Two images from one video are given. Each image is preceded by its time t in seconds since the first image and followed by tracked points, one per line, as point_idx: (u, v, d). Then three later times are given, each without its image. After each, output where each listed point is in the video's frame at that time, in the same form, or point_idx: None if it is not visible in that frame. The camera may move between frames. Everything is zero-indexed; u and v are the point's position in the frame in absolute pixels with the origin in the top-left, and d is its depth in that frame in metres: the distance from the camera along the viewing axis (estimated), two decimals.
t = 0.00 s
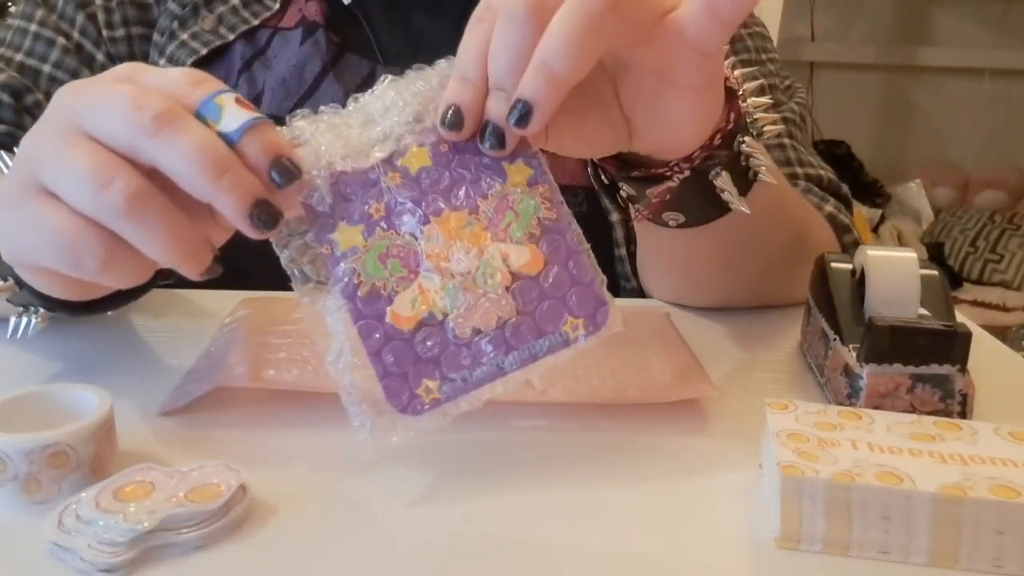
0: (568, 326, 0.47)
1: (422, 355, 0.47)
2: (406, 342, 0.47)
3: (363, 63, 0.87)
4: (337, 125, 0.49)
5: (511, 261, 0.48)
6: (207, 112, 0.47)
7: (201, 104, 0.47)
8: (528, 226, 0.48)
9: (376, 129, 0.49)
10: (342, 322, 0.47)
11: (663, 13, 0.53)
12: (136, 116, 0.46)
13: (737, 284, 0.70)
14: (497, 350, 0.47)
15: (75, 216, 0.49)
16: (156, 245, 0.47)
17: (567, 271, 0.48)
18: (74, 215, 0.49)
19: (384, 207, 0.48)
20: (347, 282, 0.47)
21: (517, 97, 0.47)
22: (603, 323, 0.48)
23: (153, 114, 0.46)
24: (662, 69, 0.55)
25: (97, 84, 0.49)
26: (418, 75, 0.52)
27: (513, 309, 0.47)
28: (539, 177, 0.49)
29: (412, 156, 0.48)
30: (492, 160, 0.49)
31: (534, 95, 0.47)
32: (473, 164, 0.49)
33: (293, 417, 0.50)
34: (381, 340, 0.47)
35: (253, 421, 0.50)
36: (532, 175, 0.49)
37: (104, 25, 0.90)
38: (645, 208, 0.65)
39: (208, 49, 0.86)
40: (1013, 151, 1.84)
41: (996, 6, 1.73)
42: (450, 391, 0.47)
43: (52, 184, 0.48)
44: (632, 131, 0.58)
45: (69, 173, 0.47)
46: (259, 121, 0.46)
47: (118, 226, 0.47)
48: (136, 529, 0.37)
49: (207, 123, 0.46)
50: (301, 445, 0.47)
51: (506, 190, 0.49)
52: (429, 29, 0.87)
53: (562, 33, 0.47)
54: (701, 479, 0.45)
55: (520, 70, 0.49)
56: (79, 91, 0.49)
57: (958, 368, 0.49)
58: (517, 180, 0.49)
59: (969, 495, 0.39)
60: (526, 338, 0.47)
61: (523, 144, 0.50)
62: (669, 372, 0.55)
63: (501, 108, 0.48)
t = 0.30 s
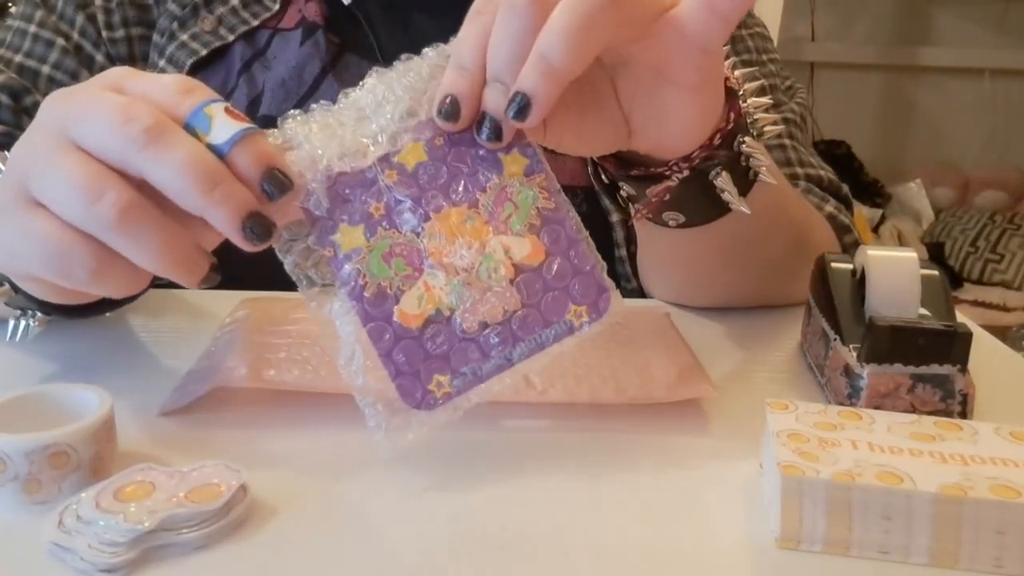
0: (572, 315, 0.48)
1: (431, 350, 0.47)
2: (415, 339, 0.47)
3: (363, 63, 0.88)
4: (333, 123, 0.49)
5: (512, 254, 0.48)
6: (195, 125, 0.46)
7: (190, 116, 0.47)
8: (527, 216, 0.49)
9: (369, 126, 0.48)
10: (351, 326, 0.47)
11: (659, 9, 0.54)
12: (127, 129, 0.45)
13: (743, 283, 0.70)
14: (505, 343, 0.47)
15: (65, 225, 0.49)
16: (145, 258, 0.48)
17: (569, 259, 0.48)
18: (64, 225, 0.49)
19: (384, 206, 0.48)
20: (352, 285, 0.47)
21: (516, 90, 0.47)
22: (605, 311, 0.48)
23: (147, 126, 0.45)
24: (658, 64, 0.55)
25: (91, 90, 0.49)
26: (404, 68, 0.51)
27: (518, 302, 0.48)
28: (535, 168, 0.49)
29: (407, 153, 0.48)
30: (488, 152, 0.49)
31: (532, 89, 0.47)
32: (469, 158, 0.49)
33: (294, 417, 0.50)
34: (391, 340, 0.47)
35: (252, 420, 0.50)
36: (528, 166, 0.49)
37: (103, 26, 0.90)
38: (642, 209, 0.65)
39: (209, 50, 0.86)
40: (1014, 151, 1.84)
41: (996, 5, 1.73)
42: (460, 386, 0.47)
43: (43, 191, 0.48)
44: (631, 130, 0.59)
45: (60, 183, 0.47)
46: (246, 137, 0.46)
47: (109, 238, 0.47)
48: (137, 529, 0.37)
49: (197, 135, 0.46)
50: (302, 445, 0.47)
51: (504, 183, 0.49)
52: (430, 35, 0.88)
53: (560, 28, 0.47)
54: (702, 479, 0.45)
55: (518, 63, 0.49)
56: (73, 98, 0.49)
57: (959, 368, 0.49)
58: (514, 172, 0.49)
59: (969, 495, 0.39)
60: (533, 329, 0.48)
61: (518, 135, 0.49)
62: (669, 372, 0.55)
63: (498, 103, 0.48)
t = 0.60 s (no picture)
0: (547, 271, 0.48)
1: (420, 311, 0.48)
2: (403, 303, 0.48)
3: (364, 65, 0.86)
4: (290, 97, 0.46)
5: (487, 219, 0.48)
6: (207, 109, 0.44)
7: (201, 100, 0.44)
8: (500, 181, 0.48)
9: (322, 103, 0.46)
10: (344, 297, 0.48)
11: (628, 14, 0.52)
12: (159, 161, 0.45)
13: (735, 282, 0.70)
14: (489, 300, 0.48)
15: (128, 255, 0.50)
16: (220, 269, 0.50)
17: (544, 214, 0.48)
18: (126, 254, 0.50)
19: (359, 186, 0.47)
20: (339, 262, 0.48)
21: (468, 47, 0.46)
22: (583, 255, 0.48)
23: (171, 147, 0.45)
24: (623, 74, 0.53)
25: (99, 109, 0.47)
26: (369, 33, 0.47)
27: (497, 264, 0.48)
28: (505, 129, 0.48)
29: (375, 130, 0.46)
30: (463, 120, 0.47)
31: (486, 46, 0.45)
32: (441, 125, 0.47)
33: (294, 417, 0.50)
34: (382, 310, 0.48)
35: (253, 420, 0.50)
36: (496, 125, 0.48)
37: (101, 28, 0.89)
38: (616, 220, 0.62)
39: (208, 54, 0.86)
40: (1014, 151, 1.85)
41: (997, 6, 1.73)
42: (448, 340, 0.48)
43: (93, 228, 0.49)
44: (605, 132, 0.58)
45: (112, 221, 0.48)
46: (258, 99, 0.42)
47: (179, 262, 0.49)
48: (137, 530, 0.37)
49: (214, 119, 0.44)
50: (302, 445, 0.47)
51: (473, 148, 0.47)
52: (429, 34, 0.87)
53: None
54: (702, 479, 0.45)
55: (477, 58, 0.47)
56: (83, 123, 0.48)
57: (959, 368, 0.49)
58: (484, 135, 0.48)
59: (970, 494, 0.39)
60: (514, 284, 0.48)
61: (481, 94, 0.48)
62: (669, 372, 0.55)
63: (445, 58, 0.46)
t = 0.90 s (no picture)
0: (504, 272, 0.51)
1: (379, 296, 0.51)
2: (363, 289, 0.51)
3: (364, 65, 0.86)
4: (264, 94, 0.47)
5: (452, 223, 0.50)
6: (187, 148, 0.46)
7: (178, 139, 0.46)
8: (468, 193, 0.49)
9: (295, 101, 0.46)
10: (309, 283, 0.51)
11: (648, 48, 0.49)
12: (145, 195, 0.47)
13: (730, 283, 0.70)
14: (444, 293, 0.51)
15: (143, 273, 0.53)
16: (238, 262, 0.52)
17: (504, 221, 0.50)
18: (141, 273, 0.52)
19: (330, 179, 0.48)
20: (304, 250, 0.50)
21: (484, 96, 0.44)
22: (541, 260, 0.51)
23: (152, 178, 0.47)
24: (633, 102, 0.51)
25: (67, 152, 0.49)
26: (352, 36, 0.45)
27: (456, 262, 0.50)
28: (480, 142, 0.48)
29: (349, 131, 0.47)
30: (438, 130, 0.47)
31: (502, 100, 0.43)
32: (417, 132, 0.47)
33: (294, 417, 0.50)
34: (343, 297, 0.50)
35: (253, 420, 0.50)
36: (473, 140, 0.48)
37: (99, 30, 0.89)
38: (615, 223, 0.61)
39: (208, 54, 0.86)
40: (1013, 150, 1.85)
41: (998, 6, 1.73)
42: (403, 321, 0.51)
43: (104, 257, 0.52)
44: (605, 141, 0.56)
45: (121, 250, 0.50)
46: (243, 136, 0.45)
47: (195, 267, 0.51)
48: (138, 530, 0.37)
49: (195, 156, 0.46)
50: (302, 445, 0.47)
51: (448, 158, 0.48)
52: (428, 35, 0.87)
53: (543, 44, 0.44)
54: (702, 478, 0.45)
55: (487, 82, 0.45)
56: (61, 166, 0.50)
57: (959, 368, 0.49)
58: (459, 147, 0.48)
59: (971, 495, 0.39)
60: (471, 282, 0.51)
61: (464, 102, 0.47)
62: (669, 372, 0.55)
63: (461, 99, 0.45)
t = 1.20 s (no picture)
0: (488, 279, 0.51)
1: (360, 296, 0.51)
2: (344, 288, 0.51)
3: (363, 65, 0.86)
4: (248, 91, 0.47)
5: (437, 228, 0.50)
6: (170, 150, 0.46)
7: (160, 142, 0.46)
8: (453, 198, 0.49)
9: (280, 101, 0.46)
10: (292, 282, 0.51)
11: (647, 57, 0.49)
12: (129, 201, 0.47)
13: (730, 284, 0.70)
14: (428, 294, 0.51)
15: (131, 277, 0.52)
16: (226, 262, 0.51)
17: (489, 228, 0.50)
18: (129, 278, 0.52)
19: (314, 178, 0.48)
20: (286, 248, 0.50)
21: (484, 112, 0.44)
22: (524, 266, 0.51)
23: (134, 181, 0.47)
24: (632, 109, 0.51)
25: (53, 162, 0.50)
26: (341, 38, 0.45)
27: (438, 266, 0.50)
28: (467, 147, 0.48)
29: (336, 133, 0.46)
30: (426, 133, 0.47)
31: (501, 116, 0.43)
32: (404, 136, 0.47)
33: (294, 417, 0.50)
34: (325, 296, 0.51)
35: (253, 420, 0.50)
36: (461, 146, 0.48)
37: (98, 31, 0.89)
38: (616, 227, 0.62)
39: (207, 54, 0.86)
40: (1013, 150, 1.85)
41: (998, 5, 1.73)
42: (383, 321, 0.52)
43: (93, 262, 0.52)
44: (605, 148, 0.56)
45: (109, 255, 0.50)
46: (224, 139, 0.45)
47: (181, 268, 0.51)
48: (138, 530, 0.37)
49: (177, 158, 0.46)
50: (302, 445, 0.47)
51: (433, 162, 0.48)
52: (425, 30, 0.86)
53: (540, 60, 0.44)
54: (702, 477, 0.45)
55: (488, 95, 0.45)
56: (49, 173, 0.50)
57: (960, 368, 0.49)
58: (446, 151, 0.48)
59: (971, 494, 0.39)
60: (454, 287, 0.51)
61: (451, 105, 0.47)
62: (669, 372, 0.55)
63: (461, 111, 0.45)
